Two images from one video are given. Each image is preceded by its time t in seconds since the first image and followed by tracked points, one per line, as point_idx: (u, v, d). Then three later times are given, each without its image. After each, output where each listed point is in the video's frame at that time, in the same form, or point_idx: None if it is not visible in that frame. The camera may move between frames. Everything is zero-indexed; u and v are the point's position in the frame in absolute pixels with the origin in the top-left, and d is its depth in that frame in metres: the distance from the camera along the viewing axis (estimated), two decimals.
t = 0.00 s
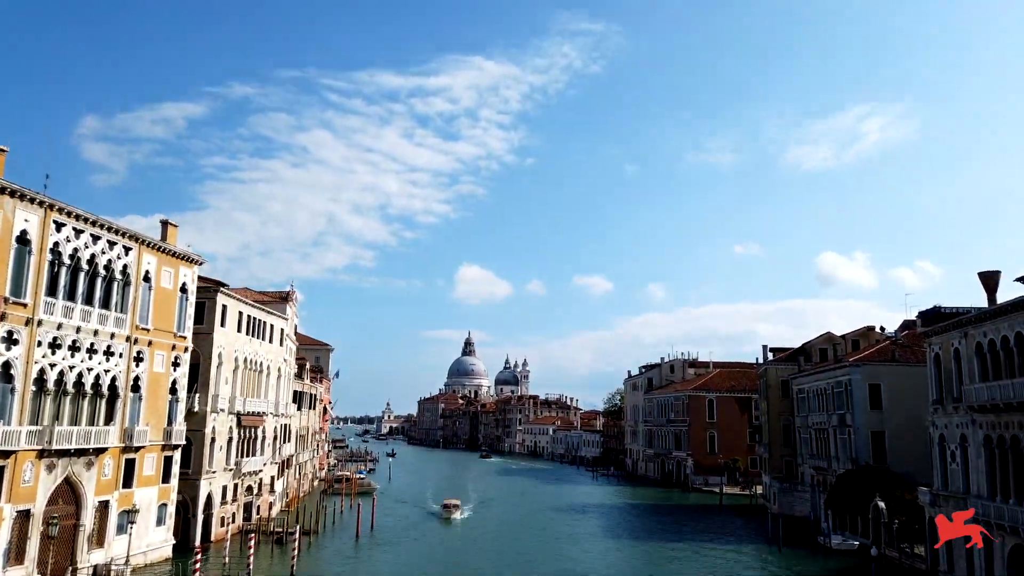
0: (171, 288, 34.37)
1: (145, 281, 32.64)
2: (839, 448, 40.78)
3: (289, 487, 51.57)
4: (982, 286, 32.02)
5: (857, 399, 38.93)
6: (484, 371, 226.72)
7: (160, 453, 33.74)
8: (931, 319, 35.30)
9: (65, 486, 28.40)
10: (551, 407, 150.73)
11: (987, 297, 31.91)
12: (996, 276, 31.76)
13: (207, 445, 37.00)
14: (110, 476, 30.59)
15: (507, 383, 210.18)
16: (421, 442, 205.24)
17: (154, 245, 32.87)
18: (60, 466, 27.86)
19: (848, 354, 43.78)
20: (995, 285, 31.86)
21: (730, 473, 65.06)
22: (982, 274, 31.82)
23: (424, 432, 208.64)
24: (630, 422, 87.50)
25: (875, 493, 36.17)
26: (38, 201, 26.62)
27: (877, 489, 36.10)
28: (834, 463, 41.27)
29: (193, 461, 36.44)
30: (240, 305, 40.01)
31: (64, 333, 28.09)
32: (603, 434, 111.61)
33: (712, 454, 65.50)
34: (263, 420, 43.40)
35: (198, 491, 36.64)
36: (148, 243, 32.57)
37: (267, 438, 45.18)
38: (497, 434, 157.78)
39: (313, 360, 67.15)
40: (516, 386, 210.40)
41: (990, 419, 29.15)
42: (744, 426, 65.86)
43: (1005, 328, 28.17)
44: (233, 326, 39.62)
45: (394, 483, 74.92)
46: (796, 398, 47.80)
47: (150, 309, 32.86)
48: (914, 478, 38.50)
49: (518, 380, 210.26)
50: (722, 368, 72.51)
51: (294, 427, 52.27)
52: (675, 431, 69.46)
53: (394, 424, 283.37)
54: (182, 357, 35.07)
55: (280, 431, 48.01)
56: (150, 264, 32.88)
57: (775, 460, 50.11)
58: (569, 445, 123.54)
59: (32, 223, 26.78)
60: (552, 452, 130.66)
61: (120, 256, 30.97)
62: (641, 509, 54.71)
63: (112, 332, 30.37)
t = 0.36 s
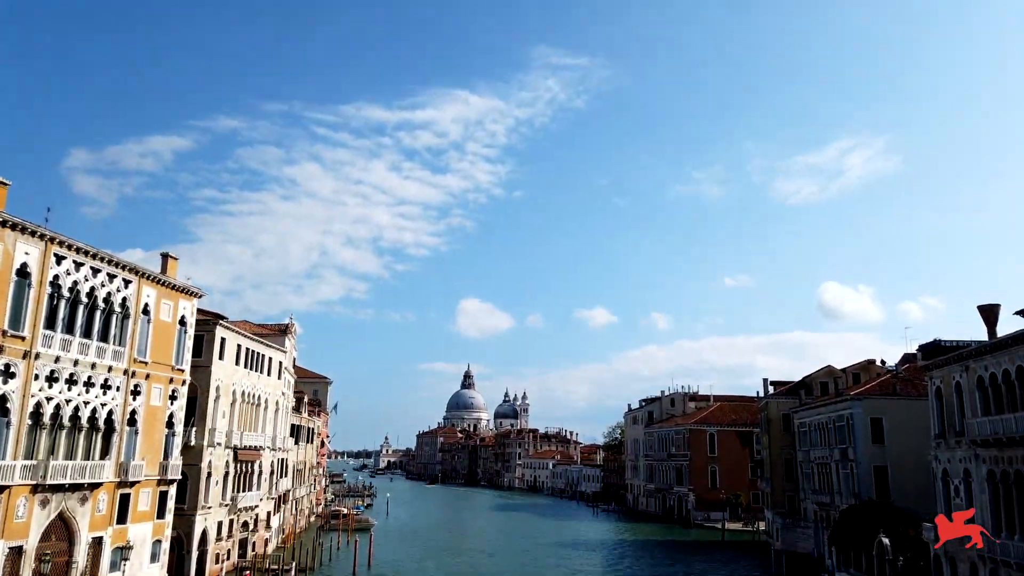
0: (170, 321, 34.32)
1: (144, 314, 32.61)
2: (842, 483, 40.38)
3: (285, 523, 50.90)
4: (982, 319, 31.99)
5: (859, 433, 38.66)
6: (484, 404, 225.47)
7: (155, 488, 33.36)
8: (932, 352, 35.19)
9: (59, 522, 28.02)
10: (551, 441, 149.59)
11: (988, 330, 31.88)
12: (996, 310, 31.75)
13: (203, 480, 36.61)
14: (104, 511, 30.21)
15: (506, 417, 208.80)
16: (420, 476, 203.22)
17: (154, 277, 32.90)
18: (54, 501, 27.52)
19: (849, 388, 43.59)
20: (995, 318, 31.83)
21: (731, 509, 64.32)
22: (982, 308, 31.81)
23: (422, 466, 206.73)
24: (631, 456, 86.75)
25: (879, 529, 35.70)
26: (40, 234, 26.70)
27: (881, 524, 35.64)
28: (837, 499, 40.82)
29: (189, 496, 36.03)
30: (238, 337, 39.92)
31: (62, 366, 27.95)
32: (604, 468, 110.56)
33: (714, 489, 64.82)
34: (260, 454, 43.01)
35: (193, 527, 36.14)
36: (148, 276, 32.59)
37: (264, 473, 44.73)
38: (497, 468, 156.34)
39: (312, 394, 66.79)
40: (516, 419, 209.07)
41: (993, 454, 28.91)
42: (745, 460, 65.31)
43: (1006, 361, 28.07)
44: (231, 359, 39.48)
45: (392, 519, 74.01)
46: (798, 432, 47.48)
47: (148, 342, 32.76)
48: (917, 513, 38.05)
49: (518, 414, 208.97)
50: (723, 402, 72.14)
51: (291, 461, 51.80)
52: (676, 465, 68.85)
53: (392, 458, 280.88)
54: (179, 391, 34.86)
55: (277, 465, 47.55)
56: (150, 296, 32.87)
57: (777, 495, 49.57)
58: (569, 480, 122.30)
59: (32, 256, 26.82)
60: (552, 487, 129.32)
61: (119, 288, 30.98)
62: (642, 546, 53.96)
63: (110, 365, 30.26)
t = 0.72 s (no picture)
0: (167, 358, 34.19)
1: (142, 351, 32.48)
2: (846, 524, 39.81)
3: (280, 564, 49.98)
4: (983, 357, 31.91)
5: (861, 472, 38.27)
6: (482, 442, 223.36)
7: (148, 529, 32.84)
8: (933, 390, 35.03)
9: (49, 563, 27.47)
10: (551, 480, 147.80)
11: (989, 367, 31.78)
12: (996, 347, 31.70)
13: (198, 520, 36.06)
14: (96, 552, 29.68)
15: (505, 455, 206.64)
16: (418, 516, 200.34)
17: (152, 314, 32.87)
18: (46, 542, 27.05)
19: (851, 427, 43.27)
20: (996, 355, 31.76)
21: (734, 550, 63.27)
22: (982, 345, 31.76)
23: (420, 506, 203.89)
24: (631, 496, 85.62)
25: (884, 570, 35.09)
26: (40, 271, 26.73)
27: (886, 566, 35.04)
28: (841, 540, 40.20)
29: (183, 536, 35.45)
30: (236, 375, 39.72)
31: (58, 405, 27.75)
32: (604, 509, 108.99)
33: (716, 529, 63.82)
34: (256, 494, 42.46)
35: (185, 569, 35.47)
36: (146, 312, 32.54)
37: (259, 513, 44.08)
38: (495, 508, 154.20)
39: (308, 432, 66.13)
40: (514, 458, 206.94)
41: (997, 493, 28.59)
42: (747, 500, 64.46)
43: (1007, 399, 27.91)
44: (229, 396, 39.22)
45: (388, 561, 72.70)
46: (800, 471, 46.97)
47: (145, 379, 32.59)
48: (923, 555, 37.44)
49: (517, 452, 206.93)
50: (724, 441, 71.49)
51: (287, 501, 51.07)
52: (677, 505, 67.93)
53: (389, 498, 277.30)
54: (175, 429, 34.54)
55: (272, 505, 46.88)
56: (148, 333, 32.79)
57: (781, 536, 48.82)
58: (569, 521, 120.48)
59: (32, 292, 26.79)
60: (552, 528, 127.36)
61: (118, 325, 30.93)
62: None
63: (106, 402, 30.03)
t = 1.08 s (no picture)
0: (164, 395, 33.95)
1: (139, 387, 32.27)
2: (850, 565, 39.17)
3: None
4: (985, 395, 31.72)
5: (865, 512, 37.78)
6: (481, 480, 220.59)
7: (141, 570, 32.24)
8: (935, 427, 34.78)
9: None
10: (550, 519, 145.56)
11: (991, 405, 31.58)
12: (998, 384, 31.55)
13: (191, 561, 35.42)
14: None
15: (503, 493, 203.97)
16: (415, 556, 196.89)
17: (150, 350, 32.73)
18: None
19: (853, 465, 42.83)
20: (998, 393, 31.60)
21: None
22: (984, 382, 31.63)
23: (417, 546, 200.50)
24: (632, 536, 84.27)
25: None
26: (38, 306, 26.68)
27: None
28: None
29: None
30: (233, 412, 39.39)
31: (52, 442, 27.45)
32: (604, 549, 107.14)
33: (718, 570, 62.54)
34: (251, 533, 41.80)
35: None
36: (144, 349, 32.40)
37: (253, 553, 43.30)
38: (493, 548, 151.61)
39: (306, 470, 65.38)
40: (513, 496, 204.20)
41: (1003, 533, 28.19)
42: (750, 540, 63.43)
43: (1010, 436, 27.71)
44: (225, 433, 38.86)
45: None
46: (802, 511, 46.33)
47: (141, 415, 32.31)
48: None
49: (515, 490, 204.32)
50: (725, 479, 70.64)
51: (282, 540, 50.21)
52: (679, 545, 66.84)
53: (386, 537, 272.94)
54: (170, 467, 34.15)
55: (267, 544, 46.08)
56: (145, 369, 32.61)
57: None
58: (569, 561, 118.36)
59: (30, 328, 26.70)
60: (551, 568, 125.05)
61: (115, 361, 30.77)
62: None
63: (102, 439, 29.73)
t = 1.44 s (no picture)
0: (160, 432, 33.63)
1: (135, 425, 31.98)
2: None
3: None
4: (988, 433, 31.49)
5: (869, 553, 37.17)
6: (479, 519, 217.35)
7: None
8: (938, 465, 34.49)
9: None
10: (549, 560, 143.03)
11: (994, 443, 31.33)
12: (1000, 421, 31.34)
13: None
14: None
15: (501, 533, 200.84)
16: None
17: (147, 387, 32.50)
18: None
19: (857, 505, 42.27)
20: (1000, 430, 31.37)
21: None
22: (986, 420, 31.43)
23: None
24: None
25: None
26: (36, 343, 26.55)
27: None
28: None
29: None
30: (229, 449, 38.99)
31: (45, 480, 27.09)
32: None
33: None
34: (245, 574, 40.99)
35: None
36: (141, 386, 32.19)
37: None
38: None
39: (302, 509, 64.49)
40: (512, 536, 201.01)
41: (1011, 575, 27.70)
42: None
43: (1014, 475, 27.47)
44: (221, 471, 38.40)
45: None
46: (806, 552, 45.58)
47: (136, 454, 31.96)
48: None
49: (514, 530, 201.27)
50: (728, 519, 69.64)
51: None
52: None
53: None
54: (164, 506, 33.65)
55: None
56: (142, 406, 32.35)
57: None
58: None
59: (27, 365, 26.53)
60: None
61: (112, 399, 30.53)
62: None
63: (96, 478, 29.36)
